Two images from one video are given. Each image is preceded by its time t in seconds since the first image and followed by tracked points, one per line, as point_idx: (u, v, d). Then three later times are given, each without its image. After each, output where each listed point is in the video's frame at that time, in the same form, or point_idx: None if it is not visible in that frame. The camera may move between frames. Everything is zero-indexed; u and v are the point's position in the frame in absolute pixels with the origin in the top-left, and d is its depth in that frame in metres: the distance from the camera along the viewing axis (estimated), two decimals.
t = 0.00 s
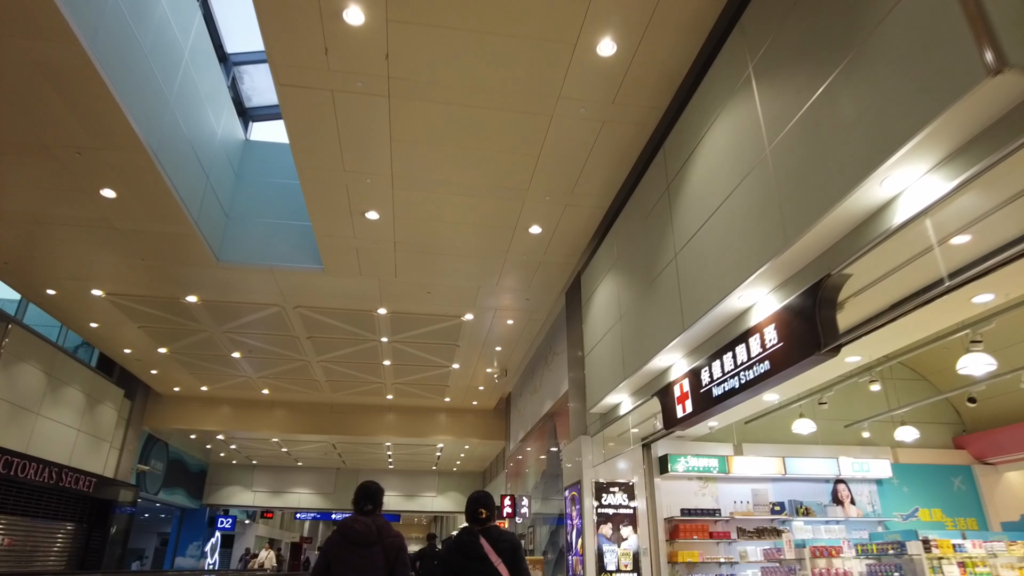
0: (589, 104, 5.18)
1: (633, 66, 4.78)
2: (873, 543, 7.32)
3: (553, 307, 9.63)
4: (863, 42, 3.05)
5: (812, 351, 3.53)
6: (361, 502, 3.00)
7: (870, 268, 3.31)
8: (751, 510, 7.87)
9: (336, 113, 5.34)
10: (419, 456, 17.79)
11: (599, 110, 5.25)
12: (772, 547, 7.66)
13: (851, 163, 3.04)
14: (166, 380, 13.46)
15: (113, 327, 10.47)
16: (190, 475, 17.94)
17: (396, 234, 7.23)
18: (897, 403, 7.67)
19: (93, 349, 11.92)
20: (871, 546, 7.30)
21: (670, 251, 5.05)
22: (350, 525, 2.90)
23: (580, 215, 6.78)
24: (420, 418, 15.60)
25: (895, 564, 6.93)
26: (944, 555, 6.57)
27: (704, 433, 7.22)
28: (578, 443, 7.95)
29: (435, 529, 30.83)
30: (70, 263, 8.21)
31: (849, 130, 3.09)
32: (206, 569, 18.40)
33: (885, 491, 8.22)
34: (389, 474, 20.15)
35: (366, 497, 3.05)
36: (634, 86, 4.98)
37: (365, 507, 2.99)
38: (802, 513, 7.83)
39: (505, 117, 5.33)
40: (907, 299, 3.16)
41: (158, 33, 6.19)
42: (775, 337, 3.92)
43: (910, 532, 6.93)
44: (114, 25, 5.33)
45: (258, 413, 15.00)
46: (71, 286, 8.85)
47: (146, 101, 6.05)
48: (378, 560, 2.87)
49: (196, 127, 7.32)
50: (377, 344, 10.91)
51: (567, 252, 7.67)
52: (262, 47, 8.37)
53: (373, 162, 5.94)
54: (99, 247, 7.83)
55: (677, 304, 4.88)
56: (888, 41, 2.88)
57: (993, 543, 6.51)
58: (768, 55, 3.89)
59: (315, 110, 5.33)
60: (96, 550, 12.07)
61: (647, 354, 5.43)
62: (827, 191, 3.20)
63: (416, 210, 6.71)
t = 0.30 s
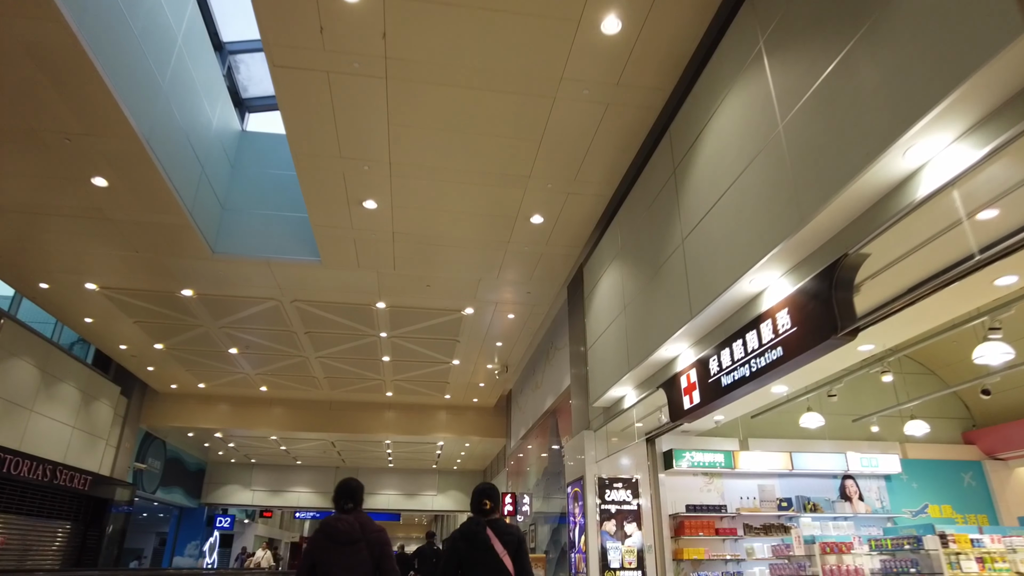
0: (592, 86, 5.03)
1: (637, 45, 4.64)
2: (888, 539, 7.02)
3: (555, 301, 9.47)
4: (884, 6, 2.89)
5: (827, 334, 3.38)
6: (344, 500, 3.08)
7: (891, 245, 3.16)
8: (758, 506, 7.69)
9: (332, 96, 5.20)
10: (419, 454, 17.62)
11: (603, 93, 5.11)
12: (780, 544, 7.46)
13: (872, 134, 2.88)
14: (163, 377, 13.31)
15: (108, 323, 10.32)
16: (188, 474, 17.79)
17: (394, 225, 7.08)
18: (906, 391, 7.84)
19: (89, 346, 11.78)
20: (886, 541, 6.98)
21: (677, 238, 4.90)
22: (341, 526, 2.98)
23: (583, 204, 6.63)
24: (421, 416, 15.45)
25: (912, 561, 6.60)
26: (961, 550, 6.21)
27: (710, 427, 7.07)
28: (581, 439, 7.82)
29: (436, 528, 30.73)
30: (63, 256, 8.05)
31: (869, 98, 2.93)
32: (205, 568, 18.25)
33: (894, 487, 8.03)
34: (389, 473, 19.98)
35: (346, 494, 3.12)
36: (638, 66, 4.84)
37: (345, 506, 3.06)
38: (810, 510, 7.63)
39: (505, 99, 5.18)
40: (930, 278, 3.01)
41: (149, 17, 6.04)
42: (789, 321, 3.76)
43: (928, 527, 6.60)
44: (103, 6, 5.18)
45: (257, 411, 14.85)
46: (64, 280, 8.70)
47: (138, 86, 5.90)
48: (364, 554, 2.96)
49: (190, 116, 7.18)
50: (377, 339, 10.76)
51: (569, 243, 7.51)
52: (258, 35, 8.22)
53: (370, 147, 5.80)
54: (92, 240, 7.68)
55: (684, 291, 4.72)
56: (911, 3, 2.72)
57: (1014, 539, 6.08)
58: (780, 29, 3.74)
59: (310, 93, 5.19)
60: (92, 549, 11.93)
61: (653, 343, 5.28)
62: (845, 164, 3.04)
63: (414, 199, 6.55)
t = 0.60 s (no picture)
0: (596, 71, 4.86)
1: (643, 27, 4.46)
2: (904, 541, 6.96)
3: (556, 297, 9.28)
4: None
5: (848, 326, 3.19)
6: (341, 505, 2.96)
7: (917, 230, 2.97)
8: (766, 507, 7.52)
9: (326, 82, 5.02)
10: (418, 454, 17.43)
11: (607, 78, 4.93)
12: (790, 546, 7.24)
13: (900, 109, 2.70)
14: (159, 376, 13.12)
15: (101, 321, 10.13)
16: (185, 475, 17.61)
17: (392, 219, 6.90)
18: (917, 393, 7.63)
19: (83, 345, 11.60)
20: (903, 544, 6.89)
21: (685, 228, 4.72)
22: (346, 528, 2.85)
23: (586, 197, 6.45)
24: (420, 415, 15.26)
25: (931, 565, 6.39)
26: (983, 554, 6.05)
27: (717, 426, 6.91)
28: (584, 438, 7.65)
29: (437, 529, 30.54)
30: (53, 252, 7.87)
31: (895, 71, 2.75)
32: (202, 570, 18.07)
33: (904, 487, 7.77)
34: (389, 473, 19.79)
35: (339, 501, 3.00)
36: (644, 50, 4.67)
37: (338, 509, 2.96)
38: (818, 510, 7.43)
39: (505, 85, 5.00)
40: (960, 265, 2.82)
41: (137, 3, 5.86)
42: (806, 314, 3.58)
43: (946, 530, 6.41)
44: None
45: (254, 410, 14.67)
46: (55, 276, 8.51)
47: (127, 75, 5.72)
48: (362, 561, 2.83)
49: (183, 106, 7.00)
50: (375, 337, 10.58)
51: (572, 238, 7.32)
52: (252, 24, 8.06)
53: (366, 136, 5.62)
54: (82, 235, 7.49)
55: (692, 284, 4.54)
56: None
57: None
58: (794, 5, 3.57)
59: (304, 79, 5.00)
60: (87, 551, 11.73)
61: (659, 339, 5.09)
62: (869, 144, 2.86)
63: (412, 190, 6.36)
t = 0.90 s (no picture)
0: (604, 56, 4.69)
1: (654, 9, 4.30)
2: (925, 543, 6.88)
3: (560, 294, 9.10)
4: None
5: (874, 318, 3.01)
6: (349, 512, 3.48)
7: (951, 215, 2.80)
8: (775, 508, 7.38)
9: (324, 67, 4.85)
10: (419, 454, 17.25)
11: (616, 63, 4.77)
12: (803, 549, 7.19)
13: (935, 83, 2.52)
14: (157, 374, 12.95)
15: (97, 318, 9.96)
16: (184, 475, 17.45)
17: (392, 212, 6.72)
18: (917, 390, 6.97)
19: (80, 343, 11.44)
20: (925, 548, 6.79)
21: (698, 219, 4.54)
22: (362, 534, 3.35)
23: (592, 189, 6.27)
24: (421, 414, 15.09)
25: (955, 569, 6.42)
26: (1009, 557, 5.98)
27: (726, 425, 6.73)
28: (588, 437, 7.49)
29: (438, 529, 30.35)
30: (46, 247, 7.69)
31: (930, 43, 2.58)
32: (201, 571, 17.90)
33: (916, 487, 7.47)
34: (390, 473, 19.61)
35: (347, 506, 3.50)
36: (654, 33, 4.50)
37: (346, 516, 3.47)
38: (829, 511, 7.32)
39: (510, 71, 4.83)
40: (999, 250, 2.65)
41: None
42: (828, 305, 3.40)
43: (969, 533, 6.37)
44: None
45: (253, 410, 14.50)
46: (49, 272, 8.34)
47: (119, 62, 5.55)
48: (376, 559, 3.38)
49: (178, 97, 6.83)
50: (376, 335, 10.40)
51: (576, 232, 7.13)
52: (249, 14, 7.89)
53: (366, 125, 5.46)
54: (76, 229, 7.31)
55: (706, 277, 4.36)
56: None
57: None
58: None
59: (301, 64, 4.84)
60: (83, 552, 11.55)
61: (670, 334, 4.92)
62: (900, 122, 2.69)
63: (413, 183, 6.19)
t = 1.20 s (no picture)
0: (615, 41, 4.51)
1: None
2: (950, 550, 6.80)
3: (564, 291, 8.91)
4: None
5: (909, 312, 2.82)
6: (347, 521, 3.37)
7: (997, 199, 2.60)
8: (787, 511, 7.16)
9: (324, 53, 4.67)
10: (420, 454, 17.05)
11: (628, 49, 4.58)
12: (819, 554, 6.93)
13: (984, 56, 2.33)
14: (154, 373, 12.75)
15: (91, 316, 9.76)
16: (182, 475, 17.25)
17: (394, 206, 6.53)
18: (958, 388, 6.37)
19: (75, 342, 11.26)
20: (951, 555, 6.65)
21: (713, 210, 4.36)
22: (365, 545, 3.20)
23: (600, 183, 6.09)
24: (422, 414, 14.90)
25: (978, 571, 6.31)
26: None
27: (737, 426, 6.53)
28: (595, 438, 7.31)
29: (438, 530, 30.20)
30: (37, 241, 7.49)
31: (977, 15, 2.39)
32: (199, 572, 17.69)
33: (931, 490, 7.29)
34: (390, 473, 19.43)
35: (343, 517, 3.39)
36: (668, 16, 4.32)
37: (343, 526, 3.36)
38: (842, 514, 7.11)
39: (517, 57, 4.65)
40: None
41: None
42: (855, 299, 3.21)
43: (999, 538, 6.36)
44: None
45: (252, 410, 14.31)
46: (42, 268, 8.14)
47: (112, 49, 5.36)
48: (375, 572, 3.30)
49: (174, 87, 6.65)
50: (376, 333, 10.21)
51: (582, 228, 6.94)
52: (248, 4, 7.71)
53: (367, 114, 5.27)
54: (69, 224, 7.13)
55: (723, 270, 4.17)
56: None
57: None
58: None
59: (299, 49, 4.66)
60: (78, 554, 11.36)
61: (683, 332, 4.74)
62: (943, 101, 2.50)
63: (415, 175, 6.00)
